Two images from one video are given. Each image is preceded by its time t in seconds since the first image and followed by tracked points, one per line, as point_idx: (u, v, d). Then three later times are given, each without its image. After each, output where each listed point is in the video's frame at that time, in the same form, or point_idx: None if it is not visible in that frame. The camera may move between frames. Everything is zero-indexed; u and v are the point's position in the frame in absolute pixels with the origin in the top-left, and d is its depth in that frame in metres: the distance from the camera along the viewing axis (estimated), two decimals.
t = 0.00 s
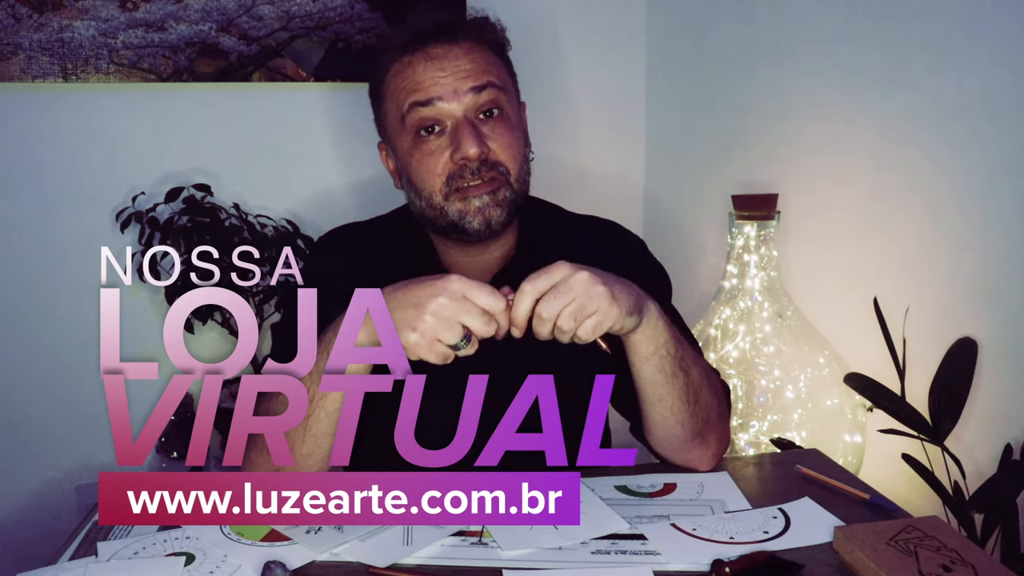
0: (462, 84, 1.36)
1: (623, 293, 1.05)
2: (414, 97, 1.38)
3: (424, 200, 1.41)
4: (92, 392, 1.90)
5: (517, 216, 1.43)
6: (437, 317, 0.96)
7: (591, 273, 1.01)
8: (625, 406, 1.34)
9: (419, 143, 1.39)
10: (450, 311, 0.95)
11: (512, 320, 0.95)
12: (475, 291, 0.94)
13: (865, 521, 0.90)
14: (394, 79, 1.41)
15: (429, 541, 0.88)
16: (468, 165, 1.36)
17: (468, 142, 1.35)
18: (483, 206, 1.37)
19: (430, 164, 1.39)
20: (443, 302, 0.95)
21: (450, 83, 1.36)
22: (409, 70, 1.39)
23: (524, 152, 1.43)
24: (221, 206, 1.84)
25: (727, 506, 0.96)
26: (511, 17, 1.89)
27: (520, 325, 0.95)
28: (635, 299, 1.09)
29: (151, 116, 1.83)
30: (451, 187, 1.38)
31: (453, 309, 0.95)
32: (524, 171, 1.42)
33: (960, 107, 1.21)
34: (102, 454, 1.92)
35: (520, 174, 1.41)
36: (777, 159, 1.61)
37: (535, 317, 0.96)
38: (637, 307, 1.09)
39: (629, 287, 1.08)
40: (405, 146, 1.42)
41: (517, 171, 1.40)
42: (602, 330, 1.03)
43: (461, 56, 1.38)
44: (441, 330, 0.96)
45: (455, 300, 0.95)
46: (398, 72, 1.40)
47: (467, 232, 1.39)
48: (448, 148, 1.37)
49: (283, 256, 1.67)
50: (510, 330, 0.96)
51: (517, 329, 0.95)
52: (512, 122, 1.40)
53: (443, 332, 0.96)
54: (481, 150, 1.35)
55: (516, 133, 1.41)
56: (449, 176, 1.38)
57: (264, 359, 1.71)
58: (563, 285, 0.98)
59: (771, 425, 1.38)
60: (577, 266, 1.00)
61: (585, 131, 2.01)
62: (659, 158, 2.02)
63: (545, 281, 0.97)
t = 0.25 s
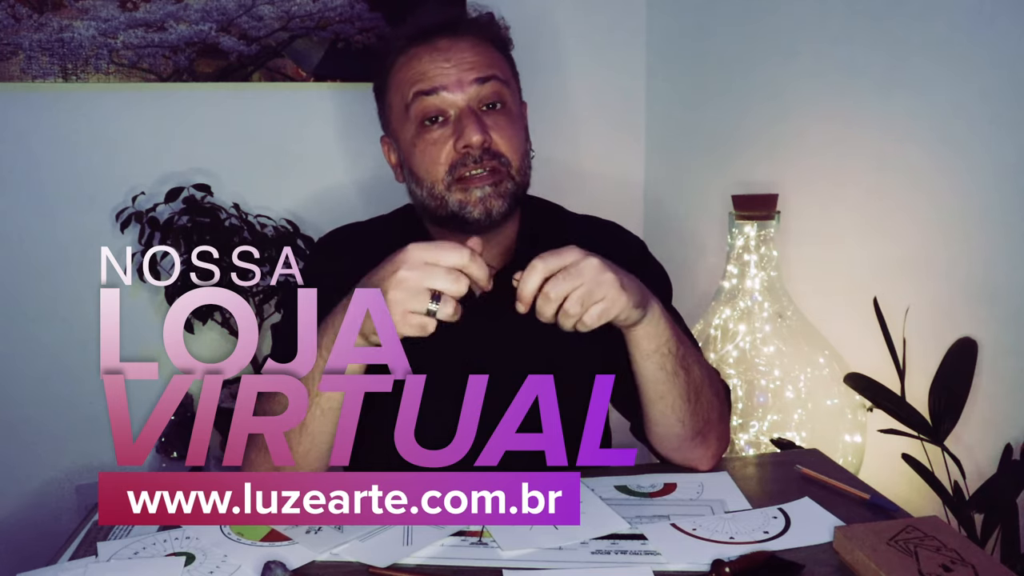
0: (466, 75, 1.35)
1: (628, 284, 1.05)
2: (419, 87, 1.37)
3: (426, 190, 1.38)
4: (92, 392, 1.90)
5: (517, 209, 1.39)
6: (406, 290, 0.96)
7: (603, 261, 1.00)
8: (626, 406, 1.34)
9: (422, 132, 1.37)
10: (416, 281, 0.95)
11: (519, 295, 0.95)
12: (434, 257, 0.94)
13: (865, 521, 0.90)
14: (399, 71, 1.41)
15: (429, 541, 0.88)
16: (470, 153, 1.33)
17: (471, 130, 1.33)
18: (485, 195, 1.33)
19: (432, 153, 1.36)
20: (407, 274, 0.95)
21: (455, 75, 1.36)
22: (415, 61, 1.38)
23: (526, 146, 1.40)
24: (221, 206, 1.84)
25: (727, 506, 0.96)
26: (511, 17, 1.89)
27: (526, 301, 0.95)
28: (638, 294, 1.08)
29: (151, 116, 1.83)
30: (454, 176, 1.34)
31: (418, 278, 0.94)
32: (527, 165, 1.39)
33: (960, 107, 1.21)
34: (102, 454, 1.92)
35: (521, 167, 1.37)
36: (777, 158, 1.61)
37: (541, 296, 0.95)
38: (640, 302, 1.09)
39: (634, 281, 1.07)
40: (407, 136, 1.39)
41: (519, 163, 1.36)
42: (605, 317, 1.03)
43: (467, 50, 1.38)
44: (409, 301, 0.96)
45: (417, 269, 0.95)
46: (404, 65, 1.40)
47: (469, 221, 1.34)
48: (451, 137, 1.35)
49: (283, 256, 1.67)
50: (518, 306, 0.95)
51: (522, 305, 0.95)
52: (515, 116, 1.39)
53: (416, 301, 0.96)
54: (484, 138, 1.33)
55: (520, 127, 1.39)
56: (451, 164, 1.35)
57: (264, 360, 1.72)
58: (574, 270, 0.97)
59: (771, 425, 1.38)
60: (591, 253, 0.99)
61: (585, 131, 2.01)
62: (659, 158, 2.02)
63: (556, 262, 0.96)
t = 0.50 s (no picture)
0: (469, 75, 1.36)
1: (621, 291, 1.04)
2: (421, 86, 1.37)
3: (428, 188, 1.38)
4: (92, 392, 1.90)
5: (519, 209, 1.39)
6: (405, 299, 0.94)
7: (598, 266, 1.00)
8: (626, 406, 1.34)
9: (424, 130, 1.37)
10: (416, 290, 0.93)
11: (512, 292, 0.94)
12: (433, 265, 0.92)
13: (865, 521, 0.90)
14: (401, 69, 1.40)
15: (429, 541, 0.88)
16: (473, 152, 1.33)
17: (474, 129, 1.33)
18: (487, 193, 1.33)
19: (434, 151, 1.36)
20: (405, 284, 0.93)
21: (458, 74, 1.36)
22: (417, 60, 1.38)
23: (528, 146, 1.40)
24: (221, 206, 1.84)
25: (727, 506, 0.96)
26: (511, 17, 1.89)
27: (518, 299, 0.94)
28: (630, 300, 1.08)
29: (151, 116, 1.83)
30: (456, 174, 1.34)
31: (417, 287, 0.93)
32: (528, 164, 1.39)
33: (960, 107, 1.21)
34: (102, 453, 1.92)
35: (524, 166, 1.37)
36: (777, 158, 1.61)
37: (535, 296, 0.95)
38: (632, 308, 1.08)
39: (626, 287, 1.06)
40: (409, 135, 1.39)
41: (521, 162, 1.36)
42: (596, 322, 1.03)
43: (470, 48, 1.38)
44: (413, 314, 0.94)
45: (416, 278, 0.92)
46: (406, 63, 1.40)
47: (471, 220, 1.34)
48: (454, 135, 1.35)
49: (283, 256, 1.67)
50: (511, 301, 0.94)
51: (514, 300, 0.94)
52: (517, 116, 1.39)
53: (416, 312, 0.94)
54: (487, 137, 1.33)
55: (522, 126, 1.39)
56: (454, 163, 1.35)
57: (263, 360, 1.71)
58: (568, 273, 0.97)
59: (771, 425, 1.38)
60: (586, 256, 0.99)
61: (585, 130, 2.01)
62: (659, 158, 2.02)
63: (552, 262, 0.96)
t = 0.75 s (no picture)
0: (470, 77, 1.35)
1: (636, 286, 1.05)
2: (422, 88, 1.37)
3: (428, 190, 1.37)
4: (92, 392, 1.90)
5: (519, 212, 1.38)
6: (408, 311, 0.97)
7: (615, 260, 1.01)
8: (626, 406, 1.34)
9: (425, 132, 1.36)
10: (418, 302, 0.96)
11: (531, 283, 0.95)
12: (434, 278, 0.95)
13: (865, 521, 0.90)
14: (403, 71, 1.40)
15: (429, 541, 0.88)
16: (472, 154, 1.32)
17: (474, 132, 1.32)
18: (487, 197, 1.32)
19: (434, 154, 1.36)
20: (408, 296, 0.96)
21: (459, 76, 1.35)
22: (419, 61, 1.38)
23: (529, 150, 1.39)
24: (221, 206, 1.84)
25: (727, 506, 0.96)
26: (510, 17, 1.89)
27: (535, 290, 0.96)
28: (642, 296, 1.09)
29: (151, 116, 1.83)
30: (456, 177, 1.34)
31: (420, 299, 0.95)
32: (528, 168, 1.38)
33: (960, 107, 1.21)
34: (102, 453, 1.92)
35: (523, 169, 1.36)
36: (777, 159, 1.61)
37: (553, 287, 0.96)
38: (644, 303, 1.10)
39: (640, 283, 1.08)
40: (410, 136, 1.39)
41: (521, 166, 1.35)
42: (613, 316, 1.04)
43: (471, 51, 1.37)
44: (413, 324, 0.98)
45: (417, 291, 0.95)
46: (407, 64, 1.40)
47: (470, 223, 1.34)
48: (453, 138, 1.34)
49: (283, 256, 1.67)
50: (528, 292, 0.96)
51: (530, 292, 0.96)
52: (518, 119, 1.38)
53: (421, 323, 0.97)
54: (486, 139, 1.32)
55: (523, 129, 1.38)
56: (454, 165, 1.34)
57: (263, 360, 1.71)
58: (585, 265, 0.98)
59: (771, 425, 1.38)
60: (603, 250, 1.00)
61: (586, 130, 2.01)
62: (659, 158, 2.02)
63: (570, 255, 0.97)
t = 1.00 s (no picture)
0: (475, 66, 1.36)
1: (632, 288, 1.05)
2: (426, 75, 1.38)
3: (426, 175, 1.37)
4: (92, 392, 1.90)
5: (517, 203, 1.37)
6: (407, 308, 0.97)
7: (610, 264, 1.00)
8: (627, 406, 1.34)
9: (426, 118, 1.37)
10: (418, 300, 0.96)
11: (524, 289, 0.93)
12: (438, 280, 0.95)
13: (865, 521, 0.90)
14: (409, 58, 1.41)
15: (429, 541, 0.88)
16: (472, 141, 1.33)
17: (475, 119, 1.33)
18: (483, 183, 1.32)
19: (434, 139, 1.36)
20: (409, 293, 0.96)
21: (464, 64, 1.36)
22: (424, 48, 1.39)
23: (530, 142, 1.39)
24: (221, 206, 1.84)
25: (727, 506, 0.96)
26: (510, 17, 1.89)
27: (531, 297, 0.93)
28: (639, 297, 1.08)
29: (151, 116, 1.83)
30: (455, 163, 1.34)
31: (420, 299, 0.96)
32: (528, 160, 1.38)
33: (960, 107, 1.21)
34: (102, 453, 1.92)
35: (523, 160, 1.36)
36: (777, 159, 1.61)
37: (548, 292, 0.94)
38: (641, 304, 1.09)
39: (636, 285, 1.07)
40: (412, 122, 1.40)
41: (521, 156, 1.35)
42: (608, 319, 1.03)
43: (477, 41, 1.39)
44: (413, 321, 0.98)
45: (420, 290, 0.96)
46: (413, 52, 1.41)
47: (465, 209, 1.33)
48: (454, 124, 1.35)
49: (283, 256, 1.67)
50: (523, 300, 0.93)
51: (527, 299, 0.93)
52: (521, 111, 1.39)
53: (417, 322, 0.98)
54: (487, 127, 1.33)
55: (525, 122, 1.39)
56: (453, 151, 1.34)
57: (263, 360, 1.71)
58: (580, 269, 0.97)
59: (771, 425, 1.38)
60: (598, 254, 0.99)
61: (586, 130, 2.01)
62: (659, 158, 2.02)
63: (564, 259, 0.96)
